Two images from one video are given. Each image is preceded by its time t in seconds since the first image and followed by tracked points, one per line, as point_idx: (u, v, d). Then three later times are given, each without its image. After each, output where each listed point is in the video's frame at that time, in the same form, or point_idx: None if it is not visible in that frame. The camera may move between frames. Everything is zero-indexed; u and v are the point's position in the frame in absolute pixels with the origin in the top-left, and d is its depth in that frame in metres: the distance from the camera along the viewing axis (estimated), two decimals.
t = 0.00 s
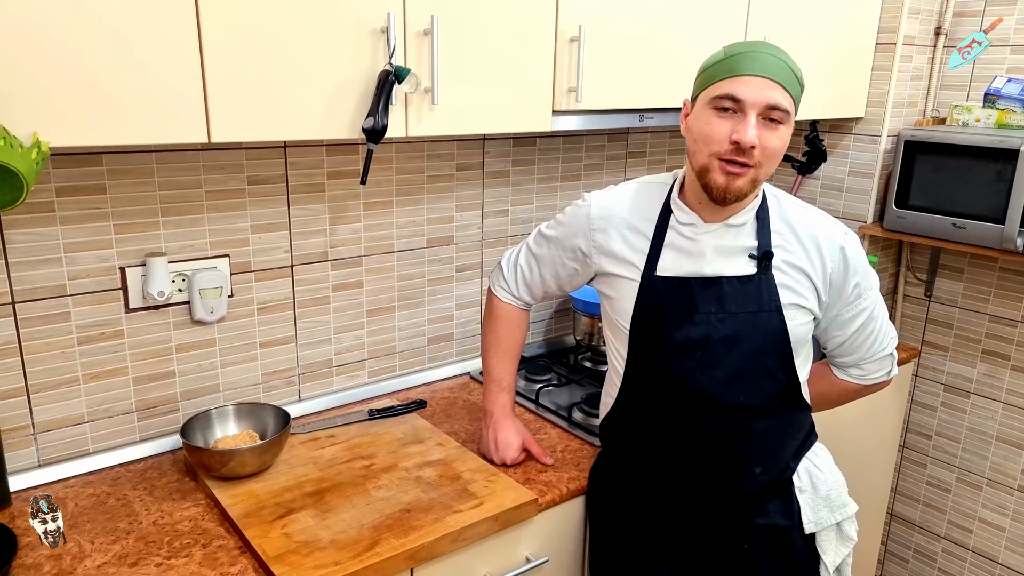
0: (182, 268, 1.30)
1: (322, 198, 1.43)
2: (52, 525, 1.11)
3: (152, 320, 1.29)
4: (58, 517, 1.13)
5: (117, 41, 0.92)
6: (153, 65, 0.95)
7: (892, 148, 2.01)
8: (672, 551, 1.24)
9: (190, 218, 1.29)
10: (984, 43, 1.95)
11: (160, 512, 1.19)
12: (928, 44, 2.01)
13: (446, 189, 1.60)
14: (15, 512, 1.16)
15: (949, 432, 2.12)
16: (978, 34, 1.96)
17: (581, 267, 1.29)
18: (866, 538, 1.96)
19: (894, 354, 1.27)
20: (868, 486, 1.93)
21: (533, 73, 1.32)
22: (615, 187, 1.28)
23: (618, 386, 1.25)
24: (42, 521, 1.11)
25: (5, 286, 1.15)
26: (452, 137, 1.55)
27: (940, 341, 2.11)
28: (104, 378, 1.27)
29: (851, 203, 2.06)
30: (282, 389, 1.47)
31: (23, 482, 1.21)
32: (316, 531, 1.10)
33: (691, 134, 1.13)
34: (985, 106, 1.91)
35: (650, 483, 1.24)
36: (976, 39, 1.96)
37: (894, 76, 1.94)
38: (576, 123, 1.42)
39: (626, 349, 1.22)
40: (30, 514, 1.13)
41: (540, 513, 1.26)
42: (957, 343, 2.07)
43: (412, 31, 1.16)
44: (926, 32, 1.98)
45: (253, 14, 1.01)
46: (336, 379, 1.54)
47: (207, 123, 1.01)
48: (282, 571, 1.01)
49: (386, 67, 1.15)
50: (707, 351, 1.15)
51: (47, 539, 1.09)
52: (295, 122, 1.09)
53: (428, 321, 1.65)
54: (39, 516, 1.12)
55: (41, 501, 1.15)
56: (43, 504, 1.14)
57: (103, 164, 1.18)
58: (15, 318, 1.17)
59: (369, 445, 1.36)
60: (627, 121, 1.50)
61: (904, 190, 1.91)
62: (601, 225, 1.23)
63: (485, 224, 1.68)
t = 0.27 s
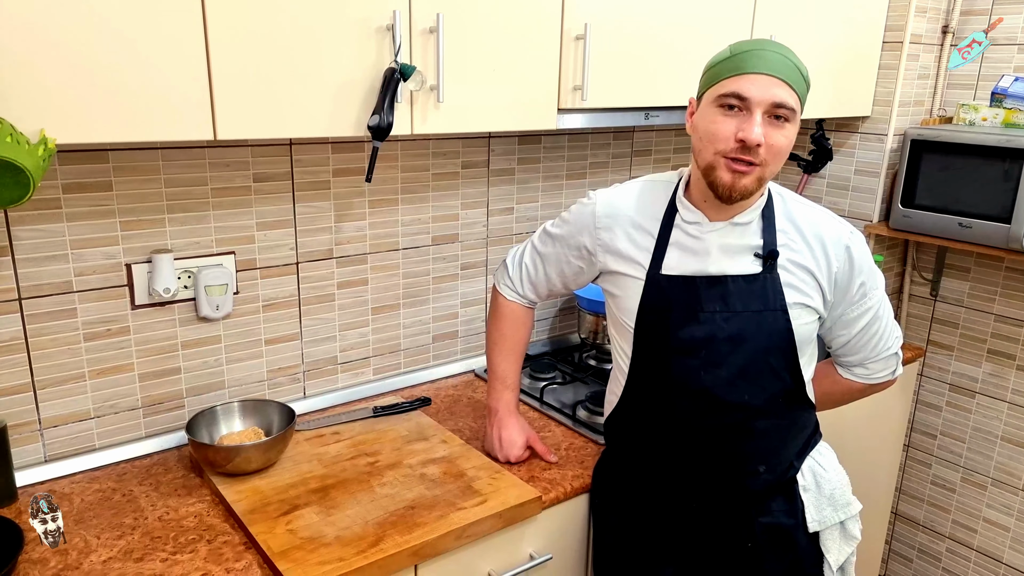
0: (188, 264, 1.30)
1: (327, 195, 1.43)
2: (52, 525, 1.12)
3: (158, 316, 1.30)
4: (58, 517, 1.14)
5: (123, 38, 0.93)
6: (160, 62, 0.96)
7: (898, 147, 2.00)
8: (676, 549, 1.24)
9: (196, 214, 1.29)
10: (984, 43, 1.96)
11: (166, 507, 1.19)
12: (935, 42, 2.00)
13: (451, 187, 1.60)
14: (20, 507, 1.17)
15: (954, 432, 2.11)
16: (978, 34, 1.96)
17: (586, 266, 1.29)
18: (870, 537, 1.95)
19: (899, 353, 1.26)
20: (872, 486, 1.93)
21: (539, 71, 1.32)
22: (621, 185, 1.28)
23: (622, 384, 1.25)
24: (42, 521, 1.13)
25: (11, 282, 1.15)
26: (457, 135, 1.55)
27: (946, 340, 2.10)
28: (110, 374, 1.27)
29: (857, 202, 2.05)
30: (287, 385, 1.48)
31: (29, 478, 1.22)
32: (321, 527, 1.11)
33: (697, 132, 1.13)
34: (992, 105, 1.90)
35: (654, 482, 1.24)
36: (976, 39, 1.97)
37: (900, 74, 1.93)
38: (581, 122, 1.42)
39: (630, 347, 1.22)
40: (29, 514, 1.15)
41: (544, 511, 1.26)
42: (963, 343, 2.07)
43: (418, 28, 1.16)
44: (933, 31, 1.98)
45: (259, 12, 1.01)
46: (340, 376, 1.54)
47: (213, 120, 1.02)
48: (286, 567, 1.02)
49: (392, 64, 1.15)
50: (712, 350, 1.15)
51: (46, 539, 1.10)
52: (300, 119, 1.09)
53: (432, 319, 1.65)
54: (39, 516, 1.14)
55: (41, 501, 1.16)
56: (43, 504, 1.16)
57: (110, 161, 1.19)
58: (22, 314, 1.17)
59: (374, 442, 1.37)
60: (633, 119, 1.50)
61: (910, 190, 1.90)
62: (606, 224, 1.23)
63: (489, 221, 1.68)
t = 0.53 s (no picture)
0: (194, 263, 1.31)
1: (332, 193, 1.43)
2: (52, 525, 1.11)
3: (165, 314, 1.31)
4: (58, 517, 1.13)
5: (130, 37, 0.93)
6: (165, 60, 0.96)
7: (905, 143, 1.99)
8: (681, 545, 1.24)
9: (202, 213, 1.30)
10: (984, 43, 1.96)
11: (173, 504, 1.20)
12: (942, 37, 1.99)
13: (456, 184, 1.60)
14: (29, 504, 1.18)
15: (962, 428, 2.10)
16: (978, 34, 1.96)
17: (591, 263, 1.29)
18: (878, 534, 1.95)
19: (905, 349, 1.26)
20: (879, 483, 1.92)
21: (543, 69, 1.32)
22: (625, 182, 1.28)
23: (627, 381, 1.25)
24: (42, 521, 1.12)
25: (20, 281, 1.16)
26: (461, 133, 1.56)
27: (953, 337, 2.09)
28: (118, 372, 1.28)
29: (864, 198, 2.04)
30: (293, 383, 1.48)
31: (38, 475, 1.23)
32: (327, 523, 1.11)
33: (702, 129, 1.13)
34: (999, 100, 1.89)
35: (659, 478, 1.24)
36: (976, 39, 1.96)
37: (907, 70, 1.92)
38: (585, 119, 1.42)
39: (635, 344, 1.22)
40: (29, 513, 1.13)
41: (549, 507, 1.26)
42: (971, 339, 2.06)
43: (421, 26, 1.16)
44: (940, 25, 1.97)
45: (263, 11, 1.02)
46: (346, 373, 1.55)
47: (218, 118, 1.02)
48: (292, 563, 1.02)
49: (395, 62, 1.15)
50: (716, 346, 1.15)
51: (46, 540, 1.09)
52: (305, 117, 1.09)
53: (438, 317, 1.66)
54: (39, 516, 1.12)
55: (41, 501, 1.15)
56: (43, 504, 1.14)
57: (116, 161, 1.20)
58: (30, 313, 1.18)
59: (379, 439, 1.37)
60: (637, 116, 1.50)
61: (918, 185, 1.90)
62: (610, 220, 1.23)
63: (494, 219, 1.69)
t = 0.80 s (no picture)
0: (200, 255, 1.31)
1: (339, 185, 1.43)
2: (52, 525, 1.08)
3: (171, 306, 1.31)
4: (58, 517, 1.09)
5: (137, 28, 0.93)
6: (173, 52, 0.96)
7: (911, 138, 1.99)
8: (685, 538, 1.24)
9: (208, 205, 1.30)
10: (984, 43, 1.95)
11: (179, 495, 1.20)
12: (949, 32, 1.98)
13: (462, 177, 1.60)
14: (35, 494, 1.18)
15: (966, 424, 2.10)
16: (978, 34, 1.95)
17: (597, 255, 1.28)
18: (881, 530, 1.95)
19: (911, 343, 1.26)
20: (883, 478, 1.92)
21: (551, 62, 1.32)
22: (631, 174, 1.27)
23: (633, 373, 1.25)
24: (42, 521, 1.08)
25: (26, 272, 1.16)
26: (468, 126, 1.55)
27: (958, 332, 2.09)
28: (124, 363, 1.28)
29: (869, 193, 2.04)
30: (299, 375, 1.48)
31: (44, 465, 1.23)
32: (333, 515, 1.12)
33: (707, 120, 1.13)
34: (1007, 95, 1.90)
35: (664, 472, 1.24)
36: (977, 39, 1.95)
37: (914, 65, 1.92)
38: (592, 112, 1.41)
39: (641, 336, 1.22)
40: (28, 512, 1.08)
41: (554, 500, 1.26)
42: (975, 335, 2.05)
43: (429, 19, 1.16)
44: (947, 20, 1.96)
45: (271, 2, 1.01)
46: (352, 365, 1.55)
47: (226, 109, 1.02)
48: (298, 554, 1.02)
49: (403, 54, 1.15)
50: (721, 339, 1.15)
51: (46, 540, 1.07)
52: (312, 109, 1.09)
53: (443, 310, 1.66)
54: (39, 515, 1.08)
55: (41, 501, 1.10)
56: (43, 504, 1.09)
57: (123, 152, 1.19)
58: (37, 304, 1.18)
59: (385, 432, 1.37)
60: (644, 110, 1.49)
61: (923, 179, 1.89)
62: (617, 212, 1.23)
63: (500, 213, 1.68)
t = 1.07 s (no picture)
0: (203, 254, 1.31)
1: (341, 184, 1.43)
2: (52, 525, 1.07)
3: (173, 306, 1.31)
4: (59, 516, 1.09)
5: (141, 28, 0.93)
6: (177, 52, 0.96)
7: (912, 138, 1.99)
8: (687, 537, 1.24)
9: (211, 204, 1.30)
10: (984, 43, 1.96)
11: (181, 495, 1.20)
12: (950, 33, 1.99)
13: (464, 177, 1.60)
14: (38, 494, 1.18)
15: (967, 424, 2.10)
16: (978, 34, 1.96)
17: (598, 254, 1.29)
18: (883, 530, 1.95)
19: (911, 341, 1.26)
20: (883, 478, 1.93)
21: (553, 61, 1.32)
22: (631, 173, 1.28)
23: (634, 372, 1.25)
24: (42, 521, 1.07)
25: (29, 272, 1.16)
26: (470, 125, 1.55)
27: (959, 332, 2.09)
28: (126, 363, 1.28)
29: (870, 193, 2.04)
30: (301, 374, 1.49)
31: (47, 465, 1.23)
32: (334, 515, 1.12)
33: (706, 117, 1.13)
34: (1007, 95, 1.90)
35: (665, 470, 1.24)
36: (977, 39, 1.97)
37: (914, 66, 1.92)
38: (594, 112, 1.42)
39: (641, 335, 1.22)
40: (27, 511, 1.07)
41: (556, 500, 1.26)
42: (976, 335, 2.06)
43: (432, 19, 1.16)
44: (948, 21, 1.96)
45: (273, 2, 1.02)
46: (354, 365, 1.55)
47: (229, 109, 1.02)
48: (300, 554, 1.02)
49: (406, 54, 1.15)
50: (721, 337, 1.15)
51: (46, 540, 1.06)
52: (315, 109, 1.09)
53: (445, 309, 1.66)
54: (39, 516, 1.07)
55: (41, 501, 1.08)
56: (43, 504, 1.08)
57: (126, 151, 1.20)
58: (40, 303, 1.18)
59: (387, 431, 1.38)
60: (645, 110, 1.50)
61: (924, 179, 1.89)
62: (616, 212, 1.23)
63: (502, 213, 1.69)
